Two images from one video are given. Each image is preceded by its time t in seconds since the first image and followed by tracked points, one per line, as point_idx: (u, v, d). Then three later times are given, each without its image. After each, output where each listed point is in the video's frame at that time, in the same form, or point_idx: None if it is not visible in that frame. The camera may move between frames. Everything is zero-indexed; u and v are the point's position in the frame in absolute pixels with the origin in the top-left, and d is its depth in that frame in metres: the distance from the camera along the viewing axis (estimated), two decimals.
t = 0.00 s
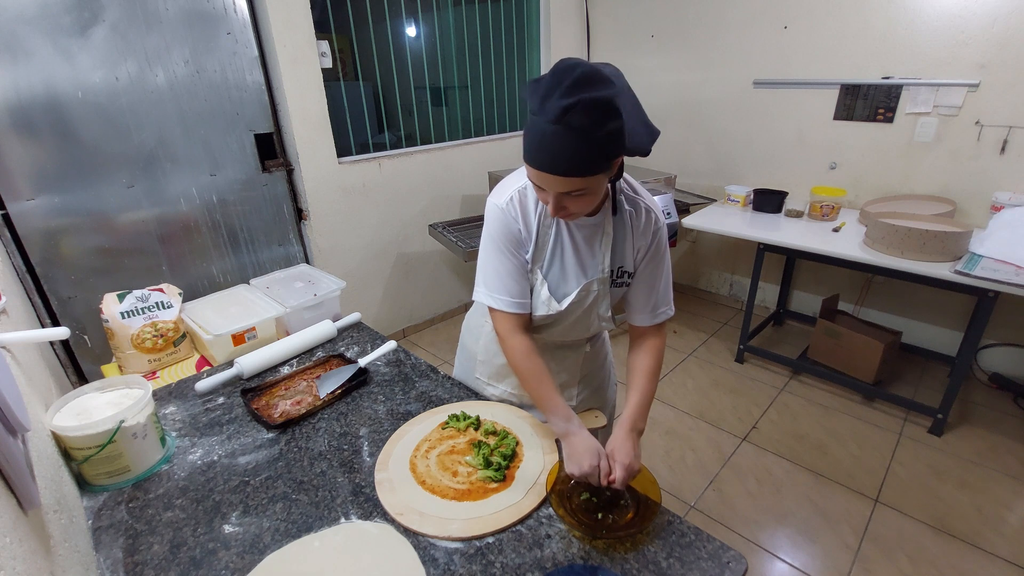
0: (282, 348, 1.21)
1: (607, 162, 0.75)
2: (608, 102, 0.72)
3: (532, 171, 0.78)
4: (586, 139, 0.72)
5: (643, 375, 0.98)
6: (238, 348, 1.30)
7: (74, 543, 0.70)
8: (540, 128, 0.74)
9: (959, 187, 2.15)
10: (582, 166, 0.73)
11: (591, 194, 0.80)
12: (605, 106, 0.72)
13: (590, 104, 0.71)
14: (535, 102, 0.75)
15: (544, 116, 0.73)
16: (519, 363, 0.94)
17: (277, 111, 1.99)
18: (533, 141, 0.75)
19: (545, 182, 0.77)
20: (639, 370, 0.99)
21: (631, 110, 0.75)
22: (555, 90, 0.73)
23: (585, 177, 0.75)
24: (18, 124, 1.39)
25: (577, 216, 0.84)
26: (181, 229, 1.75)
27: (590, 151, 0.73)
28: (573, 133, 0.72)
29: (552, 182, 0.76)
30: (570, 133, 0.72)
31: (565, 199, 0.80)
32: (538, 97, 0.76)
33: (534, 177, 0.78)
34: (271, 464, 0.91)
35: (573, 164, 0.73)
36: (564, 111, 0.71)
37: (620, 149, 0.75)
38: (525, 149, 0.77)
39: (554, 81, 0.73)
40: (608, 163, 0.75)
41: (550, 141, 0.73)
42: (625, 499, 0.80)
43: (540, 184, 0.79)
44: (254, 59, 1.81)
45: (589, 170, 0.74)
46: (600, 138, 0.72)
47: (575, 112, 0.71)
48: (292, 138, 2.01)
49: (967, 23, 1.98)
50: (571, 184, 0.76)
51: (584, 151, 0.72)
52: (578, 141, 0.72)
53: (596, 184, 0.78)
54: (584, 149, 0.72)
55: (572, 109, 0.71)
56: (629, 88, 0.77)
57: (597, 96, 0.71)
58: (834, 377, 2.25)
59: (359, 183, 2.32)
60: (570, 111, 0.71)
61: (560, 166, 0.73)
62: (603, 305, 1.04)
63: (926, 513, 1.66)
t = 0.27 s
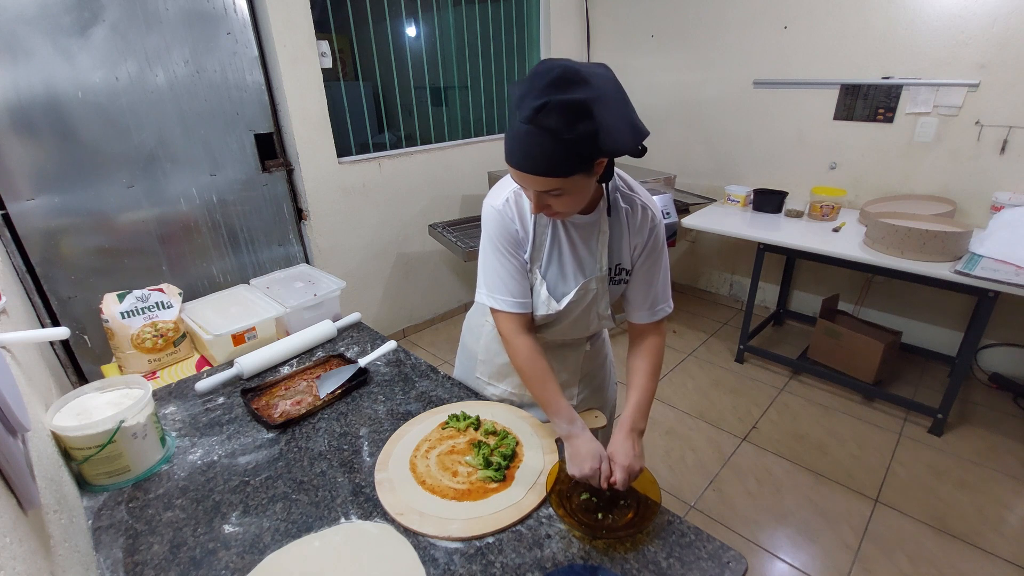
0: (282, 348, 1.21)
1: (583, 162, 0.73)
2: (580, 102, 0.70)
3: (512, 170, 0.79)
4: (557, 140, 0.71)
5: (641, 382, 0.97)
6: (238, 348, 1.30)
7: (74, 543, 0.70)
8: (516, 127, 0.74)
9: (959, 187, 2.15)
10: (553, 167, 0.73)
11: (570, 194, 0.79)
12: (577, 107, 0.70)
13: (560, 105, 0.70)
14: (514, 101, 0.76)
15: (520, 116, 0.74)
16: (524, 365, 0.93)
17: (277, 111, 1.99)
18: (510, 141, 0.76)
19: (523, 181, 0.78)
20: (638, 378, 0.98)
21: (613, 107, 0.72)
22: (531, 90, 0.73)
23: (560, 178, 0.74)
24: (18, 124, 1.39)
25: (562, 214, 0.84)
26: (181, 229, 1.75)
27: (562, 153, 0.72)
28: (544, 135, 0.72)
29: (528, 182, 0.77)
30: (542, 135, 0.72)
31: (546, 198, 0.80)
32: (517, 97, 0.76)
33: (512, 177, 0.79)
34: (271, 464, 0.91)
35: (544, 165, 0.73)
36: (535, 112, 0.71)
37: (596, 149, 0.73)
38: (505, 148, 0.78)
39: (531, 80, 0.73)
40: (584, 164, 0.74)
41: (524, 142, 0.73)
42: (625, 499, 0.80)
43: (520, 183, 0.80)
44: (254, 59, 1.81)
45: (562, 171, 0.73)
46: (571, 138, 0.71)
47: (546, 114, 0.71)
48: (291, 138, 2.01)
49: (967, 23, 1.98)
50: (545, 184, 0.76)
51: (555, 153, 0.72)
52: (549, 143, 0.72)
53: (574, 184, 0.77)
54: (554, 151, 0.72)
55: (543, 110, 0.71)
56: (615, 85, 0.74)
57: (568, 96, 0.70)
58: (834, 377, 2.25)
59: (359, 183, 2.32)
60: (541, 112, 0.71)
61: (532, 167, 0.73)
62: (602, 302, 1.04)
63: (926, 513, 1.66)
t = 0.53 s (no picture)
0: (282, 348, 1.21)
1: (554, 157, 0.73)
2: (548, 98, 0.71)
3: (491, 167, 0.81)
4: (525, 135, 0.72)
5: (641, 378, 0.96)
6: (238, 348, 1.30)
7: (74, 543, 0.70)
8: (492, 124, 0.77)
9: (959, 187, 2.15)
10: (524, 164, 0.73)
11: (547, 190, 0.79)
12: (545, 103, 0.71)
13: (525, 100, 0.71)
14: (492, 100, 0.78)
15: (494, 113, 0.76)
16: (506, 355, 0.96)
17: (277, 111, 1.99)
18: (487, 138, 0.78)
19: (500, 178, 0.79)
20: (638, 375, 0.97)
21: (585, 102, 0.72)
22: (503, 88, 0.75)
23: (532, 174, 0.75)
24: (18, 124, 1.39)
25: (544, 210, 0.84)
26: (181, 229, 1.75)
27: (530, 148, 0.72)
28: (511, 130, 0.73)
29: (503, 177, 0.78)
30: (511, 130, 0.73)
31: (525, 193, 0.80)
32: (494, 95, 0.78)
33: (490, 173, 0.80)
34: (270, 464, 0.91)
35: (514, 161, 0.74)
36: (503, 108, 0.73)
37: (568, 145, 0.73)
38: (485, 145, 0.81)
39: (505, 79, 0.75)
40: (555, 159, 0.74)
41: (496, 138, 0.75)
42: (626, 499, 0.79)
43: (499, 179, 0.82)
44: (253, 59, 1.81)
45: (533, 167, 0.74)
46: (538, 132, 0.71)
47: (513, 110, 0.72)
48: (291, 138, 2.01)
49: (967, 23, 1.98)
50: (519, 180, 0.77)
51: (523, 147, 0.72)
52: (516, 137, 0.73)
53: (549, 180, 0.77)
54: (524, 147, 0.72)
55: (512, 106, 0.72)
56: (590, 79, 0.73)
57: (533, 91, 0.71)
58: (834, 377, 2.25)
59: (359, 183, 2.32)
60: (510, 108, 0.72)
61: (503, 163, 0.75)
62: (594, 300, 1.03)
63: (926, 513, 1.66)
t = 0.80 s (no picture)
0: (282, 348, 1.21)
1: (530, 150, 0.76)
2: (520, 92, 0.74)
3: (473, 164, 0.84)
4: (500, 129, 0.75)
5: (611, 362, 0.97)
6: (238, 348, 1.30)
7: (74, 543, 0.69)
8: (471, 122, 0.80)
9: (959, 187, 2.15)
10: (500, 157, 0.76)
11: (527, 184, 0.82)
12: (517, 97, 0.74)
13: (499, 96, 0.75)
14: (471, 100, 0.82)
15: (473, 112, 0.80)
16: (466, 331, 1.12)
17: (277, 111, 1.99)
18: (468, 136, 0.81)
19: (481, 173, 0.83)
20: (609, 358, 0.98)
21: (558, 95, 0.74)
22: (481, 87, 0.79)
23: (510, 167, 0.78)
24: (18, 124, 1.39)
25: (526, 204, 0.87)
26: (181, 229, 1.75)
27: (506, 141, 0.75)
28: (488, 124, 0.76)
29: (484, 172, 0.81)
30: (489, 125, 0.76)
31: (506, 187, 0.83)
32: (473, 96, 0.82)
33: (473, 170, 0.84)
34: (270, 464, 0.91)
35: (491, 154, 0.77)
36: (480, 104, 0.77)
37: (542, 137, 0.75)
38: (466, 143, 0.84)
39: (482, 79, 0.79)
40: (532, 151, 0.76)
41: (475, 133, 0.78)
42: (625, 499, 0.79)
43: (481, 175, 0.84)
44: (253, 59, 1.82)
45: (510, 160, 0.76)
46: (513, 125, 0.74)
47: (490, 106, 0.76)
48: (292, 138, 2.01)
49: (966, 23, 1.98)
50: (498, 174, 0.80)
51: (500, 141, 0.75)
52: (493, 131, 0.76)
53: (527, 173, 0.80)
54: (499, 140, 0.75)
55: (487, 102, 0.76)
56: (563, 74, 0.76)
57: (507, 87, 0.75)
58: (834, 376, 2.25)
59: (359, 184, 2.32)
60: (485, 104, 0.76)
61: (480, 157, 0.77)
62: (576, 298, 1.03)
63: (926, 513, 1.66)
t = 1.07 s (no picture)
0: (282, 348, 1.21)
1: (510, 148, 0.78)
2: (498, 91, 0.75)
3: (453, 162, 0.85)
4: (480, 127, 0.76)
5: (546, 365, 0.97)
6: (238, 348, 1.30)
7: (74, 543, 0.70)
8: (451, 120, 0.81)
9: (959, 187, 2.15)
10: (480, 155, 0.78)
11: (508, 181, 0.84)
12: (495, 96, 0.75)
13: (475, 94, 0.75)
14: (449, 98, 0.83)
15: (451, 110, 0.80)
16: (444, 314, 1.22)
17: (277, 111, 1.99)
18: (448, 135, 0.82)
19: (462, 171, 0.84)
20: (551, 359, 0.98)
21: (535, 94, 0.76)
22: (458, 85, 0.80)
23: (490, 165, 0.79)
24: (18, 124, 1.39)
25: (506, 200, 0.89)
26: (181, 229, 1.75)
27: (486, 140, 0.77)
28: (468, 123, 0.77)
29: (465, 170, 0.82)
30: (468, 124, 0.77)
31: (488, 184, 0.85)
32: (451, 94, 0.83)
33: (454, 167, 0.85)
34: (270, 464, 0.91)
35: (472, 153, 0.78)
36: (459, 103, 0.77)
37: (521, 136, 0.77)
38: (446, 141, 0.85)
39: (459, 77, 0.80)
40: (512, 149, 0.78)
41: (455, 132, 0.79)
42: (625, 499, 0.79)
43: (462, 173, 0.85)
44: (253, 60, 1.82)
45: (491, 159, 0.78)
46: (493, 123, 0.75)
47: (468, 104, 0.76)
48: (292, 138, 2.01)
49: (967, 23, 1.98)
50: (479, 172, 0.81)
51: (480, 139, 0.77)
52: (473, 130, 0.77)
53: (507, 170, 0.81)
54: (480, 139, 0.77)
55: (465, 101, 0.76)
56: (539, 71, 0.77)
57: (485, 85, 0.75)
58: (834, 376, 2.25)
59: (359, 184, 2.32)
60: (464, 103, 0.76)
61: (463, 156, 0.79)
62: (554, 297, 1.04)
63: (926, 514, 1.66)
